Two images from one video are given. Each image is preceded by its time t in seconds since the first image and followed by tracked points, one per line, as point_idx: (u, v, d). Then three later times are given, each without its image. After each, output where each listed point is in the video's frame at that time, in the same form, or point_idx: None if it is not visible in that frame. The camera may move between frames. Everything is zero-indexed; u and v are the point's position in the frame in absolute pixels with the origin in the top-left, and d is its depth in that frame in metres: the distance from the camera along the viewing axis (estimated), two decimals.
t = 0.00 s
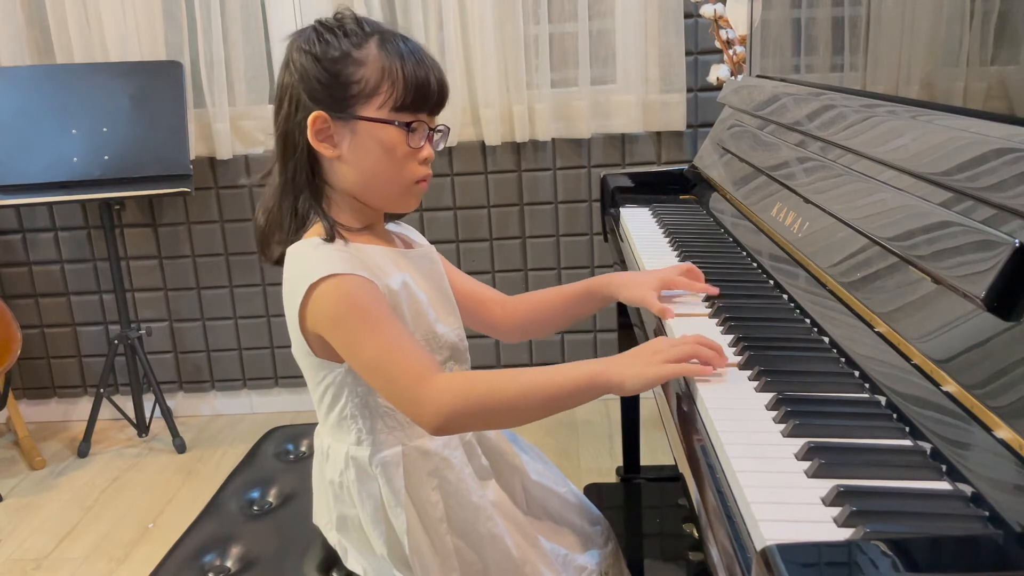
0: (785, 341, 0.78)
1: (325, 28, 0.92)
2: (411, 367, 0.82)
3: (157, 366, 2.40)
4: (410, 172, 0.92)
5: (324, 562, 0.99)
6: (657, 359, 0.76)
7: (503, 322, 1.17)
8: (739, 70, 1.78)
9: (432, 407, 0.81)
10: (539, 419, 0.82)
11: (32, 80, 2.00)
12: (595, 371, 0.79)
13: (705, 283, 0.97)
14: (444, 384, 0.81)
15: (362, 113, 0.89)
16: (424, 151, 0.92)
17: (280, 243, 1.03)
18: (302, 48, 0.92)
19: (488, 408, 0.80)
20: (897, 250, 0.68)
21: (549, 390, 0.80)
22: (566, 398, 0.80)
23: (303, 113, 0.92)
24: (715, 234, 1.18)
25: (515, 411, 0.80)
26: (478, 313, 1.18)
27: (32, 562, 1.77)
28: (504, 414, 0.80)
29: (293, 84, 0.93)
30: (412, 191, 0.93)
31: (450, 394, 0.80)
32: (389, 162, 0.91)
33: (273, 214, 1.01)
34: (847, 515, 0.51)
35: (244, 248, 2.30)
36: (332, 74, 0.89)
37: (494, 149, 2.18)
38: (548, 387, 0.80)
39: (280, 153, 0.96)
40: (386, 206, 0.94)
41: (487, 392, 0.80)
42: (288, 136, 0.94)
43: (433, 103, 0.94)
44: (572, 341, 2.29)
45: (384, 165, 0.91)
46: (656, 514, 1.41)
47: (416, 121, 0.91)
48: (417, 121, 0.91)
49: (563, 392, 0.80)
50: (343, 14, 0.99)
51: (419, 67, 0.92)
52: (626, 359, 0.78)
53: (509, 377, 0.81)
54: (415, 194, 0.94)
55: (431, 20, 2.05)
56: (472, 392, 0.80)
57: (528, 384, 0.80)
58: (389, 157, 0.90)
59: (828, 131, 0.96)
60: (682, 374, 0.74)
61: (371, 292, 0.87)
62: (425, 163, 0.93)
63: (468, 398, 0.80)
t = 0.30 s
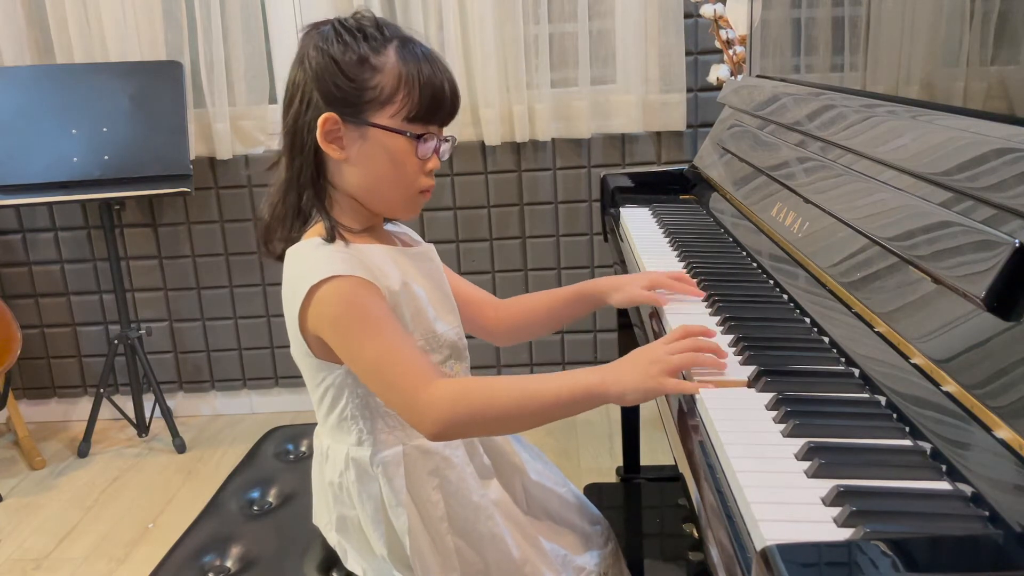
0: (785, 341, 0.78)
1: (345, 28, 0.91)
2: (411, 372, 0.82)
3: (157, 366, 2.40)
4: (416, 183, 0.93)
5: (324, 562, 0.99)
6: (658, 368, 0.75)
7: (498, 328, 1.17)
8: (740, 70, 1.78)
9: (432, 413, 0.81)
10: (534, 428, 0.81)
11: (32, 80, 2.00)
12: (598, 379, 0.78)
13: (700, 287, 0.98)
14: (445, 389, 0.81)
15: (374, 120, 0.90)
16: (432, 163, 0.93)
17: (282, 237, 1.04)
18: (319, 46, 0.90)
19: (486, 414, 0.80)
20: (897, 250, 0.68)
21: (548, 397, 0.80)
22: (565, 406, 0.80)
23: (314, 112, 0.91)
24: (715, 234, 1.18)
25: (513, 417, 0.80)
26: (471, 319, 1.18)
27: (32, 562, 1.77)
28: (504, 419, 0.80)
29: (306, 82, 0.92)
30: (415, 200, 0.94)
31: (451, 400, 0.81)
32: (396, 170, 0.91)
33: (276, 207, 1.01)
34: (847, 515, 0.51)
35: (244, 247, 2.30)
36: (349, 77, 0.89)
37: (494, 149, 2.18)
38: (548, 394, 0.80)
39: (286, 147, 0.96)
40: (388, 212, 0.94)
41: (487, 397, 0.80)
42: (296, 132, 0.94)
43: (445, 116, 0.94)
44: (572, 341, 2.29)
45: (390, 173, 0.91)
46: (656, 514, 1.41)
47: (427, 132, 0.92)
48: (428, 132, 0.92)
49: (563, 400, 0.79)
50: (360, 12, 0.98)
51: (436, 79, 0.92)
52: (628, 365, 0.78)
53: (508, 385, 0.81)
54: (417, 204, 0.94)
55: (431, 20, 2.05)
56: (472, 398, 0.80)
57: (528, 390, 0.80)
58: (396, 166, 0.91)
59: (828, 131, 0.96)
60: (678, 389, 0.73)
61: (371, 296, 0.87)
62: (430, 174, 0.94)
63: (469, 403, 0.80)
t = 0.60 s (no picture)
0: (784, 341, 0.78)
1: (361, 33, 0.91)
2: (415, 367, 0.83)
3: (157, 366, 2.40)
4: (416, 196, 0.93)
5: (324, 562, 0.99)
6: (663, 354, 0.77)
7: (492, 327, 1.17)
8: (740, 70, 1.78)
9: (440, 406, 0.81)
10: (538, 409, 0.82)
11: (31, 79, 2.00)
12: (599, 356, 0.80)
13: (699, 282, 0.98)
14: (451, 383, 0.82)
15: (382, 131, 0.90)
16: (433, 179, 0.93)
17: (279, 236, 1.04)
18: (333, 50, 0.90)
19: (488, 405, 0.81)
20: (897, 251, 0.68)
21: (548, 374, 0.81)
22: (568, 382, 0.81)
23: (321, 115, 0.91)
24: (715, 235, 1.18)
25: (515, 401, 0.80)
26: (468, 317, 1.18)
27: (32, 562, 1.77)
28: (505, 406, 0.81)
29: (315, 84, 0.91)
30: (413, 212, 0.95)
31: (456, 393, 0.81)
32: (398, 181, 0.92)
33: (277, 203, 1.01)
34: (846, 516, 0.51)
35: (243, 247, 2.30)
36: (361, 87, 0.89)
37: (494, 149, 2.18)
38: (552, 372, 0.81)
39: (290, 146, 0.95)
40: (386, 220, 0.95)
41: (489, 389, 0.81)
42: (301, 132, 0.93)
43: (452, 132, 0.95)
44: (572, 341, 2.29)
45: (392, 183, 0.92)
46: (656, 514, 1.41)
47: (432, 148, 0.92)
48: (433, 148, 0.93)
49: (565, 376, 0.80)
50: (377, 16, 0.97)
51: (448, 96, 0.92)
52: (630, 346, 0.80)
53: (509, 374, 0.81)
54: (415, 215, 0.95)
55: (431, 20, 2.05)
56: (477, 391, 0.81)
57: (534, 370, 0.81)
58: (399, 178, 0.92)
59: (828, 131, 0.96)
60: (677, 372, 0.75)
61: (371, 294, 0.87)
62: (430, 189, 0.95)
63: (475, 395, 0.81)
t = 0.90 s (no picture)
0: (785, 341, 0.78)
1: (371, 38, 0.91)
2: (417, 369, 0.83)
3: (157, 366, 2.40)
4: (414, 204, 0.94)
5: (324, 562, 0.99)
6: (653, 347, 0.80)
7: (491, 337, 1.17)
8: (740, 70, 1.78)
9: (444, 407, 0.82)
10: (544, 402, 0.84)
11: (31, 79, 2.00)
12: (598, 345, 0.82)
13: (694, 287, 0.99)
14: (455, 383, 0.82)
15: (385, 138, 0.90)
16: (432, 187, 0.94)
17: (275, 235, 1.03)
18: (342, 53, 0.90)
19: (490, 402, 0.82)
20: (897, 251, 0.68)
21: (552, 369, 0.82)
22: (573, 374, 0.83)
23: (325, 116, 0.91)
24: (715, 234, 1.18)
25: (522, 396, 0.82)
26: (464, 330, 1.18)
27: (32, 562, 1.77)
28: (512, 402, 0.82)
29: (321, 85, 0.91)
30: (410, 220, 0.95)
31: (460, 393, 0.82)
32: (397, 188, 0.92)
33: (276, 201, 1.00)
34: (846, 515, 0.51)
35: (244, 247, 2.30)
36: (367, 91, 0.89)
37: (494, 149, 2.18)
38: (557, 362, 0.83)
39: (293, 144, 0.95)
40: (383, 225, 0.95)
41: (491, 388, 0.82)
42: (304, 132, 0.93)
43: (455, 143, 0.95)
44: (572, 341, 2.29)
45: (392, 190, 0.92)
46: (656, 514, 1.41)
47: (434, 158, 0.93)
48: (435, 158, 0.93)
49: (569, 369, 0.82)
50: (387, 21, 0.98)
51: (454, 106, 0.93)
52: (630, 334, 0.82)
53: (509, 370, 0.82)
54: (412, 223, 0.96)
55: (431, 20, 2.05)
56: (480, 390, 0.82)
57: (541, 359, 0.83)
58: (400, 185, 0.92)
59: (828, 131, 0.96)
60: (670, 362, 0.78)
61: (371, 294, 0.87)
62: (428, 197, 0.95)
63: (478, 395, 0.82)
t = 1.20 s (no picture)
0: (785, 341, 0.78)
1: (369, 32, 0.91)
2: (426, 364, 0.83)
3: (157, 366, 2.40)
4: (422, 196, 0.94)
5: (324, 563, 0.99)
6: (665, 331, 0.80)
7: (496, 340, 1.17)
8: (740, 70, 1.78)
9: (456, 402, 0.82)
10: (559, 390, 0.84)
11: (32, 79, 2.00)
12: (609, 331, 0.82)
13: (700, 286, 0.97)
14: (465, 378, 0.82)
15: (390, 132, 0.90)
16: (439, 179, 0.94)
17: (279, 237, 1.03)
18: (342, 49, 0.90)
19: (502, 395, 0.82)
20: (897, 251, 0.68)
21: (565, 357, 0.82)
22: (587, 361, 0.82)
23: (328, 114, 0.91)
24: (715, 234, 1.18)
25: (539, 386, 0.82)
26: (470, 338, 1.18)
27: (32, 562, 1.77)
28: (528, 392, 0.82)
29: (322, 83, 0.91)
30: (417, 213, 0.95)
31: (471, 388, 0.82)
32: (405, 182, 0.92)
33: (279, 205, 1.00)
34: (846, 515, 0.51)
35: (243, 247, 2.30)
36: (370, 86, 0.89)
37: (494, 149, 2.18)
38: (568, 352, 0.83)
39: (295, 146, 0.95)
40: (391, 222, 0.95)
41: (502, 382, 0.82)
42: (307, 133, 0.93)
43: (458, 133, 0.95)
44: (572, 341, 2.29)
45: (399, 184, 0.92)
46: (656, 514, 1.41)
47: (439, 148, 0.93)
48: (440, 149, 0.93)
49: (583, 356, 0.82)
50: (379, 16, 0.98)
51: (455, 96, 0.93)
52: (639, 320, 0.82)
53: (518, 363, 0.83)
54: (418, 216, 0.96)
55: (431, 20, 2.05)
56: (490, 385, 0.82)
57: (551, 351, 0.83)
58: (406, 178, 0.92)
59: (828, 131, 0.96)
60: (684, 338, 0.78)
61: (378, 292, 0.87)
62: (435, 189, 0.95)
63: (490, 389, 0.82)
